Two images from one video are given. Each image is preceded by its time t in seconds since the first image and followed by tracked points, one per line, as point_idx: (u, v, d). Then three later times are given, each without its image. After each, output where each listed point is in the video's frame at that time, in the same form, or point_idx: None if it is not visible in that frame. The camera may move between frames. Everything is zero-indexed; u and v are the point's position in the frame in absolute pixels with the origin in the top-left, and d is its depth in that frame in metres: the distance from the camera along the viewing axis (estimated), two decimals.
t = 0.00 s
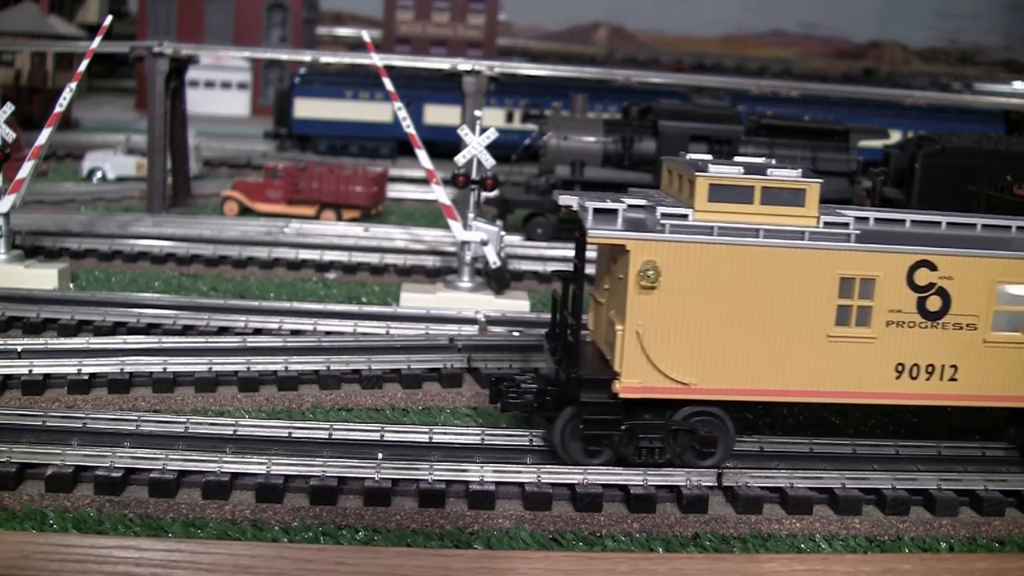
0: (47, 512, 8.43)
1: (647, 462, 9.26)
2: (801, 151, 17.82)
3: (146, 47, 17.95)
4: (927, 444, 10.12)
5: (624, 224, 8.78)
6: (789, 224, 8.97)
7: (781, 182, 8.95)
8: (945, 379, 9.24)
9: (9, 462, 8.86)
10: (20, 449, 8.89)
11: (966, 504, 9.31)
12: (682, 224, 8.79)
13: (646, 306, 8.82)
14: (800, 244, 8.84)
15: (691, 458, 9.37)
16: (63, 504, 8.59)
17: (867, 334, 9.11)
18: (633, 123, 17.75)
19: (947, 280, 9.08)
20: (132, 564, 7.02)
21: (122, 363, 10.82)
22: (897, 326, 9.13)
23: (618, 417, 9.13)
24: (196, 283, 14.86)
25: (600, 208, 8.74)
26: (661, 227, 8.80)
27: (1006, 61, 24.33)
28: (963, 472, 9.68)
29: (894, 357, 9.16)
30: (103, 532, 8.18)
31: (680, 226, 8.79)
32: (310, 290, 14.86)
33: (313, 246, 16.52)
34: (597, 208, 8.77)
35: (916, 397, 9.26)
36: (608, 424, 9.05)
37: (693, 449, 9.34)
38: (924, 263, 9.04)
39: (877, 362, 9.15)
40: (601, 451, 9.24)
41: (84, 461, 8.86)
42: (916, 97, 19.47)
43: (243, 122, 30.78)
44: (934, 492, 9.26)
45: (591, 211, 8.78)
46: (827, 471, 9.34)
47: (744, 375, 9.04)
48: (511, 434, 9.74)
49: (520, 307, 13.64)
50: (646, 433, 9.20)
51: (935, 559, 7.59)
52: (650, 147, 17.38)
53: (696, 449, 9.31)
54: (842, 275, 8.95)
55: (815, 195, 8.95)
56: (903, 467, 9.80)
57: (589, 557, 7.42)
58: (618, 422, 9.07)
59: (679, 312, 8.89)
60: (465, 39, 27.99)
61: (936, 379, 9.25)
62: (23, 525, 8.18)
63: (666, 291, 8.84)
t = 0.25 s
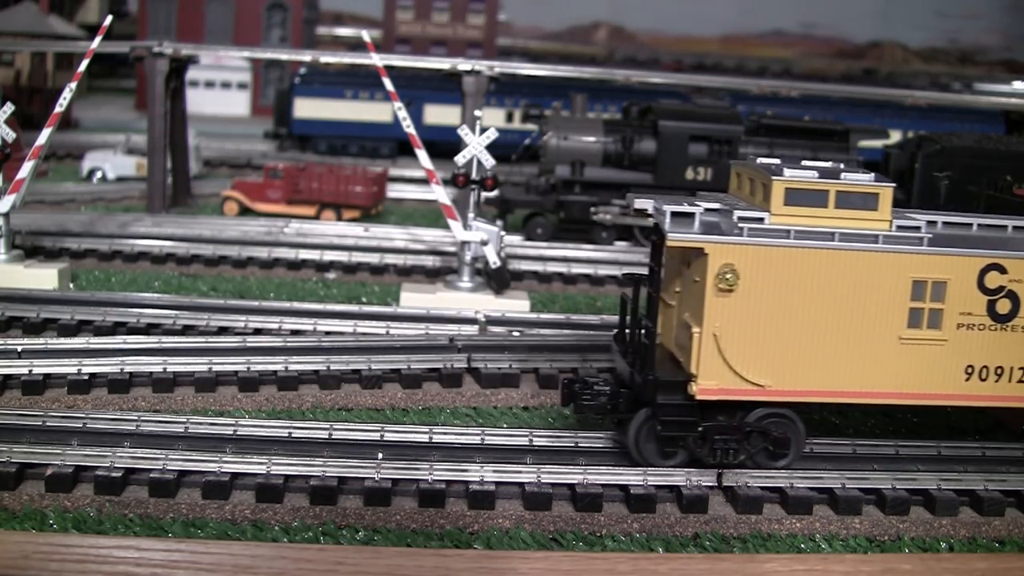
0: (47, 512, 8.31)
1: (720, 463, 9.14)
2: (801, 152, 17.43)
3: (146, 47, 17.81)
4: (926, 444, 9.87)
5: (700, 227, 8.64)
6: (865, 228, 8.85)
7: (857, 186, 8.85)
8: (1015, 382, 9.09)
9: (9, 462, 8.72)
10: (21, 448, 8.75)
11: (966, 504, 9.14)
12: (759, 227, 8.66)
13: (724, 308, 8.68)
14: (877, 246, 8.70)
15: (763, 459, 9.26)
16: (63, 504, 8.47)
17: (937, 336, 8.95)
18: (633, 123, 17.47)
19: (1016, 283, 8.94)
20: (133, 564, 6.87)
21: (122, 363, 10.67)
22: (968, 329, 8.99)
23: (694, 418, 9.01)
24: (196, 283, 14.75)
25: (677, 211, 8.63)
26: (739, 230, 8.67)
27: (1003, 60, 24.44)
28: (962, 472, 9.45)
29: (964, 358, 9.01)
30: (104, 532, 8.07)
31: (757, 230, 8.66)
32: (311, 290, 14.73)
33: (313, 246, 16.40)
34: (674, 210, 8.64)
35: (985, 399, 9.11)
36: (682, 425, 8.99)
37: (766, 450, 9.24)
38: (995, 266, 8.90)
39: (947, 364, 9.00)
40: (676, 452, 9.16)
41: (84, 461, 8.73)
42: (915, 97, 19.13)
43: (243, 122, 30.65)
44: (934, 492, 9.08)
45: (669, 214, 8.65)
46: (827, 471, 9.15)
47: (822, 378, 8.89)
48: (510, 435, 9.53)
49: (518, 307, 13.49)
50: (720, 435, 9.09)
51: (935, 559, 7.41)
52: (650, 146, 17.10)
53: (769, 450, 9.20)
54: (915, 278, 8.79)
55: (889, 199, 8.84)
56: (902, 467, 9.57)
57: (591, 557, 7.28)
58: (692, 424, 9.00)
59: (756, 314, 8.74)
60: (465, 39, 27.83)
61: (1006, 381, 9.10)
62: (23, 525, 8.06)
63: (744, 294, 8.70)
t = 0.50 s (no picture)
0: (47, 512, 8.12)
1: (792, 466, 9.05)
2: (801, 152, 17.48)
3: (145, 47, 17.92)
4: (927, 444, 9.62)
5: (776, 232, 8.58)
6: (936, 232, 8.80)
7: (928, 191, 8.79)
8: None
9: (9, 462, 8.51)
10: (20, 448, 8.52)
11: (966, 504, 8.92)
12: (835, 232, 8.60)
13: (799, 311, 8.63)
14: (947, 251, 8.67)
15: (833, 460, 9.15)
16: (63, 504, 8.26)
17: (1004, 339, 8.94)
18: (633, 123, 17.51)
19: None
20: (133, 564, 6.98)
21: (122, 363, 10.40)
22: None
23: (768, 420, 8.93)
24: (196, 283, 14.86)
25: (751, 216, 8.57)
26: (814, 234, 8.61)
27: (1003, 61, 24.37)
28: (961, 471, 9.23)
29: None
30: (104, 532, 7.88)
31: (832, 235, 8.61)
32: (311, 290, 14.85)
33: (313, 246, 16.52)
34: (749, 215, 8.59)
35: None
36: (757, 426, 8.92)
37: (836, 451, 9.13)
38: None
39: (1015, 366, 8.98)
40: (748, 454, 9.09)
41: (84, 461, 8.50)
42: (915, 97, 19.18)
43: (243, 122, 30.74)
44: (935, 492, 8.86)
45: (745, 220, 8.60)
46: (827, 471, 8.92)
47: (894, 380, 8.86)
48: (510, 435, 9.34)
49: (517, 307, 13.60)
50: (792, 436, 9.02)
51: (935, 559, 7.54)
52: (650, 146, 17.15)
53: (840, 451, 9.08)
54: (985, 281, 8.78)
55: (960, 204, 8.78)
56: (902, 467, 9.34)
57: (589, 557, 7.33)
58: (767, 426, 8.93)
59: (830, 317, 8.70)
60: (465, 39, 27.96)
61: None
62: (23, 525, 7.87)
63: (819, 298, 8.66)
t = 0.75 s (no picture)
0: (47, 512, 7.89)
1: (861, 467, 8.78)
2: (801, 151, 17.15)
3: (145, 47, 17.57)
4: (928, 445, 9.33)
5: (847, 233, 8.36)
6: (1005, 235, 8.55)
7: (995, 194, 8.57)
8: None
9: (8, 462, 8.26)
10: (20, 448, 8.29)
11: (966, 504, 8.65)
12: (905, 234, 8.33)
13: (871, 313, 8.33)
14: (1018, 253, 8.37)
15: (901, 462, 8.88)
16: (63, 504, 8.03)
17: None
18: (633, 123, 17.18)
19: None
20: (133, 564, 6.65)
21: (122, 363, 10.09)
22: None
23: (839, 420, 8.65)
24: (196, 283, 14.56)
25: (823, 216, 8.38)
26: (885, 237, 8.33)
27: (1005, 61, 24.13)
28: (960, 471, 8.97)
29: None
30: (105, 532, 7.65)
31: (903, 236, 8.33)
32: (311, 290, 14.52)
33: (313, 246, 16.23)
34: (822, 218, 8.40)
35: None
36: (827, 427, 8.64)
37: (903, 453, 8.85)
38: None
39: None
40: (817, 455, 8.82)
41: (84, 460, 8.26)
42: (915, 97, 18.86)
43: (242, 121, 30.44)
44: (935, 492, 8.58)
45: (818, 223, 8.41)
46: (826, 470, 8.63)
47: (969, 382, 8.54)
48: (510, 434, 9.06)
49: (518, 308, 13.30)
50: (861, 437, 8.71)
51: (935, 559, 7.22)
52: (650, 146, 16.83)
53: (908, 452, 8.80)
54: None
55: None
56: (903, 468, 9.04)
57: (587, 556, 7.01)
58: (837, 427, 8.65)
59: (901, 318, 8.39)
60: (465, 40, 27.66)
61: None
62: (23, 525, 7.65)
63: (892, 300, 8.35)
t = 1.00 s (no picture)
0: (47, 512, 7.73)
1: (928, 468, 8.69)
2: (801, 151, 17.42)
3: (145, 47, 17.86)
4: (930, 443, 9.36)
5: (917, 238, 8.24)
6: None
7: None
8: None
9: (9, 462, 8.07)
10: (20, 448, 8.09)
11: (966, 504, 8.56)
12: (975, 238, 8.20)
13: (942, 316, 8.19)
14: None
15: (967, 462, 8.78)
16: (63, 504, 7.86)
17: None
18: (633, 123, 17.47)
19: None
20: (132, 564, 6.93)
21: (122, 363, 10.30)
22: None
23: (909, 422, 8.51)
24: (196, 283, 14.80)
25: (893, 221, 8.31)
26: (956, 241, 8.20)
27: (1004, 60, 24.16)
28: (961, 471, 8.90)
29: None
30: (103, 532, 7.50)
31: (974, 240, 8.20)
32: (311, 290, 14.80)
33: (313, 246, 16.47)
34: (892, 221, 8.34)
35: None
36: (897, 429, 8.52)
37: (970, 454, 8.75)
38: None
39: None
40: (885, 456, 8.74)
41: (85, 460, 8.09)
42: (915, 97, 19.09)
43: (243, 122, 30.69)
44: (934, 492, 8.51)
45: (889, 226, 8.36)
46: (826, 470, 8.58)
47: None
48: (510, 434, 8.98)
49: (518, 308, 13.54)
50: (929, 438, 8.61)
51: (935, 559, 7.52)
52: (650, 146, 17.11)
53: (974, 454, 8.71)
54: None
55: None
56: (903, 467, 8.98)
57: (589, 557, 7.28)
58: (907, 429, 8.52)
59: (972, 320, 8.26)
60: (465, 39, 27.89)
61: None
62: (22, 526, 7.50)
63: (962, 302, 8.21)
